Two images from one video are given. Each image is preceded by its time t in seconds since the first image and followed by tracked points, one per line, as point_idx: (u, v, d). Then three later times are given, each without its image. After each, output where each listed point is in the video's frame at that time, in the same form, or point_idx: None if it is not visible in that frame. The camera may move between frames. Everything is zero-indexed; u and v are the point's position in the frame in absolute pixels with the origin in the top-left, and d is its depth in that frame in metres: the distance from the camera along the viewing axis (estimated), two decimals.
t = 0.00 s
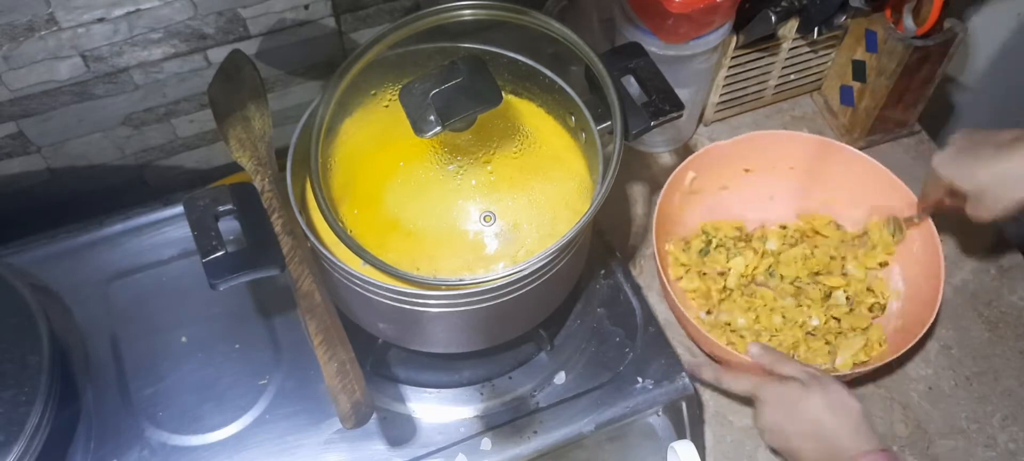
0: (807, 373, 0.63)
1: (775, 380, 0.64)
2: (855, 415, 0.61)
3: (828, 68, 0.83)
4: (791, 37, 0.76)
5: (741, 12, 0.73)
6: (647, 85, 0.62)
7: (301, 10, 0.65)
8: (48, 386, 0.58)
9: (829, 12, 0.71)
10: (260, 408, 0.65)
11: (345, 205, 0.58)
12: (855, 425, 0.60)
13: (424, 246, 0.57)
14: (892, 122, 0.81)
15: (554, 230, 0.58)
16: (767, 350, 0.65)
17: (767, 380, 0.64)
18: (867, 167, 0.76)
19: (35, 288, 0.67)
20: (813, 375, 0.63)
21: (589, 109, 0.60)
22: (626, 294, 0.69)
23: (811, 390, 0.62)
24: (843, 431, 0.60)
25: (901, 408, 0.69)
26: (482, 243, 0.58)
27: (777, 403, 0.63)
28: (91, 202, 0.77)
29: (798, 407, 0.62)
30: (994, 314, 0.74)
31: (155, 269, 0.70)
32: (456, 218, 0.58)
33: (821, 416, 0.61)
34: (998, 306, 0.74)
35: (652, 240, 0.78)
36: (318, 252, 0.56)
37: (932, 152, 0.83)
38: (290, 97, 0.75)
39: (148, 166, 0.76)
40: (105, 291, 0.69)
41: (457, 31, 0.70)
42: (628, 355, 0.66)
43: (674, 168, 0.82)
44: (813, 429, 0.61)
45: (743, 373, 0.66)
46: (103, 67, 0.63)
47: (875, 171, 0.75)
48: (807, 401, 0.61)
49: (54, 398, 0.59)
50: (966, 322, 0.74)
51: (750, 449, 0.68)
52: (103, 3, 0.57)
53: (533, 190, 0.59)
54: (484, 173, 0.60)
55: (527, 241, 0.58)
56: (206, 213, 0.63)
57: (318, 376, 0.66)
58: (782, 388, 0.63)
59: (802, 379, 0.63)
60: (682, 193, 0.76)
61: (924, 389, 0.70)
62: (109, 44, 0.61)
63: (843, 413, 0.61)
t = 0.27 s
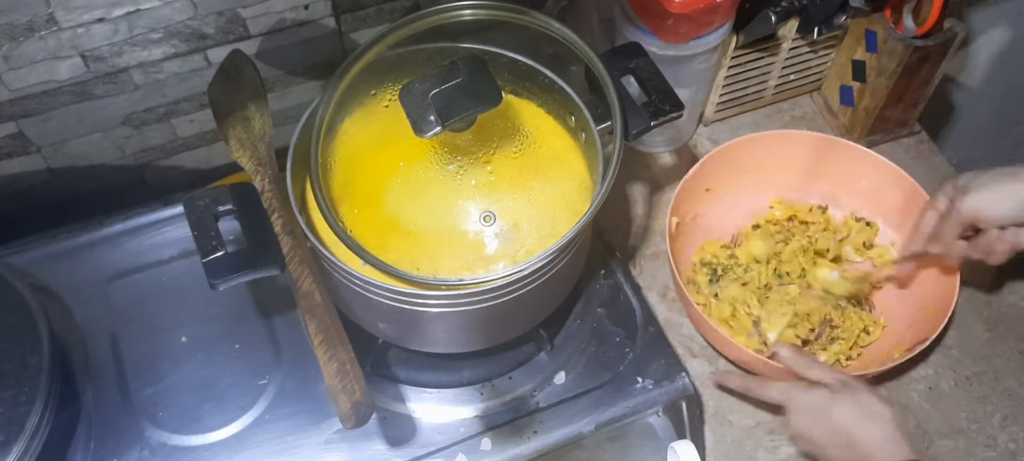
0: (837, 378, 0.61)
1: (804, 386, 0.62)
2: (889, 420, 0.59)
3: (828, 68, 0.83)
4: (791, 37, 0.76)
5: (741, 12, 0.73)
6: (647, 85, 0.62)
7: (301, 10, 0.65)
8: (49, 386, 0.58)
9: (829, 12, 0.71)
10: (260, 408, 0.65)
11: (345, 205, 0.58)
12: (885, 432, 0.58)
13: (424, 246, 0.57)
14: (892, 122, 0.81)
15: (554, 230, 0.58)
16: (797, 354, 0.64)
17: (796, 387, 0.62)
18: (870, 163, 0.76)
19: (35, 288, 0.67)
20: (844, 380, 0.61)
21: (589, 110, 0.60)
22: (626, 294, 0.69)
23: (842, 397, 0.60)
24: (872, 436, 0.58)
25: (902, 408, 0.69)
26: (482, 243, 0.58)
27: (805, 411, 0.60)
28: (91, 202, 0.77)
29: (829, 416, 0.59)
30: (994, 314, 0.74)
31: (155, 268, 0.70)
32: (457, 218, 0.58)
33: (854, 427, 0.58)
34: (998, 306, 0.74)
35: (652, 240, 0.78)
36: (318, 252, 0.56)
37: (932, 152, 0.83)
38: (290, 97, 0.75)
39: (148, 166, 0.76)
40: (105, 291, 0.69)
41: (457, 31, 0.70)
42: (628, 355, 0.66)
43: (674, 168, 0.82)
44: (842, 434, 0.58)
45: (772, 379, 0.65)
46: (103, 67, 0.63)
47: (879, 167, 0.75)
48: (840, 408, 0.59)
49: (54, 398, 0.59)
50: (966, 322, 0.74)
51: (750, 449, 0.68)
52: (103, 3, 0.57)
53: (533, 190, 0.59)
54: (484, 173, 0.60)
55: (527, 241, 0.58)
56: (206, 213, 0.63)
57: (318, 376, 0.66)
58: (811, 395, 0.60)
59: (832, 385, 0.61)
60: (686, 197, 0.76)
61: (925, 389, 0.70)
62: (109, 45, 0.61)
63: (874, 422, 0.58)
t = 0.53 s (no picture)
0: (857, 380, 0.63)
1: (821, 385, 0.63)
2: (901, 422, 0.60)
3: (828, 68, 0.83)
4: (791, 37, 0.76)
5: (741, 11, 0.73)
6: (647, 85, 0.62)
7: (301, 10, 0.65)
8: (48, 386, 0.58)
9: (829, 12, 0.71)
10: (260, 408, 0.65)
11: (345, 205, 0.58)
12: (899, 434, 0.60)
13: (424, 246, 0.57)
14: (892, 122, 0.81)
15: (554, 230, 0.58)
16: (816, 353, 0.65)
17: (815, 384, 0.63)
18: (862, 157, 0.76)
19: (35, 288, 0.67)
20: (861, 381, 0.63)
21: (589, 110, 0.60)
22: (626, 294, 0.69)
23: (861, 398, 0.61)
24: (887, 439, 0.60)
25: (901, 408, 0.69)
26: (482, 242, 0.58)
27: (821, 410, 0.62)
28: (91, 202, 0.77)
29: (842, 415, 0.61)
30: (994, 314, 0.74)
31: (155, 268, 0.70)
32: (457, 217, 0.58)
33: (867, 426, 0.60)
34: (998, 306, 0.74)
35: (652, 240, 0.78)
36: (318, 252, 0.56)
37: (932, 152, 0.83)
38: (290, 97, 0.75)
39: (148, 166, 0.76)
40: (105, 291, 0.69)
41: (457, 31, 0.70)
42: (628, 355, 0.66)
43: (674, 168, 0.82)
44: (854, 431, 0.61)
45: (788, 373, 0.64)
46: (103, 67, 0.63)
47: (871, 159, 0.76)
48: (857, 408, 0.61)
49: (54, 398, 0.59)
50: (966, 322, 0.74)
51: (750, 449, 0.68)
52: (103, 3, 0.58)
53: (533, 190, 0.59)
54: (484, 173, 0.60)
55: (527, 241, 0.58)
56: (206, 213, 0.63)
57: (318, 376, 0.66)
58: (830, 395, 0.62)
59: (850, 385, 0.62)
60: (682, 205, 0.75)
61: (925, 389, 0.70)
62: (109, 45, 0.61)
63: (887, 424, 0.60)
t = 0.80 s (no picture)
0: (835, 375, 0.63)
1: (800, 379, 0.63)
2: (876, 419, 0.61)
3: (828, 68, 0.83)
4: (791, 37, 0.76)
5: (741, 11, 0.73)
6: (647, 85, 0.62)
7: (301, 10, 0.65)
8: (49, 386, 0.58)
9: (829, 12, 0.71)
10: (260, 408, 0.65)
11: (345, 205, 0.58)
12: (874, 431, 0.60)
13: (424, 246, 0.57)
14: (892, 122, 0.81)
15: (554, 230, 0.58)
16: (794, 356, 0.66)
17: (794, 379, 0.63)
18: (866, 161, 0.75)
19: (35, 288, 0.67)
20: (840, 376, 0.63)
21: (589, 110, 0.60)
22: (626, 294, 0.69)
23: (838, 393, 0.62)
24: (862, 436, 0.60)
25: (901, 408, 0.69)
26: (482, 243, 0.58)
27: (800, 406, 0.62)
28: (91, 202, 0.77)
29: (819, 411, 0.61)
30: (994, 314, 0.74)
31: (155, 268, 0.70)
32: (457, 218, 0.58)
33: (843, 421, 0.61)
34: (998, 306, 0.74)
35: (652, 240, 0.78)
36: (318, 252, 0.56)
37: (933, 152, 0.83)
38: (290, 98, 0.75)
39: (148, 166, 0.76)
40: (105, 291, 0.69)
41: (457, 31, 0.70)
42: (628, 355, 0.66)
43: (674, 168, 0.82)
44: (831, 427, 0.61)
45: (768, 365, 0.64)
46: (102, 67, 0.63)
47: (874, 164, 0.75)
48: (834, 403, 0.61)
49: (54, 398, 0.59)
50: (966, 322, 0.74)
51: (750, 449, 0.68)
52: (104, 3, 0.57)
53: (533, 191, 0.59)
54: (484, 174, 0.60)
55: (527, 241, 0.58)
56: (206, 213, 0.63)
57: (318, 376, 0.66)
58: (808, 389, 0.62)
59: (828, 379, 0.63)
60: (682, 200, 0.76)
61: (925, 389, 0.70)
62: (109, 45, 0.61)
63: (864, 420, 0.61)
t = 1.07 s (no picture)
0: (821, 369, 0.63)
1: (785, 375, 0.63)
2: (864, 409, 0.60)
3: (828, 68, 0.83)
4: (791, 37, 0.76)
5: (741, 11, 0.73)
6: (647, 85, 0.62)
7: (301, 10, 0.65)
8: (49, 386, 0.58)
9: (829, 12, 0.71)
10: (260, 408, 0.65)
11: (345, 205, 0.58)
12: (863, 420, 0.59)
13: (424, 246, 0.57)
14: (892, 122, 0.81)
15: (554, 230, 0.58)
16: (780, 351, 0.66)
17: (780, 375, 0.63)
18: (872, 163, 0.75)
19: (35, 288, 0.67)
20: (826, 370, 0.63)
21: (589, 110, 0.60)
22: (626, 294, 0.69)
23: (824, 387, 0.61)
24: (853, 426, 0.59)
25: (901, 408, 0.69)
26: (482, 243, 0.58)
27: (787, 400, 0.62)
28: (91, 201, 0.77)
29: (807, 404, 0.61)
30: (994, 314, 0.74)
31: (155, 268, 0.70)
32: (457, 218, 0.58)
33: (830, 413, 0.60)
34: (998, 306, 0.74)
35: (652, 240, 0.78)
36: (318, 252, 0.56)
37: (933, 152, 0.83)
38: (290, 98, 0.75)
39: (148, 166, 0.76)
40: (105, 291, 0.69)
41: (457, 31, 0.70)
42: (628, 355, 0.66)
43: (674, 168, 0.82)
44: (817, 420, 0.61)
45: (755, 360, 0.65)
46: (102, 67, 0.63)
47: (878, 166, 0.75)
48: (820, 397, 0.61)
49: (54, 397, 0.59)
50: (966, 322, 0.74)
51: (750, 449, 0.68)
52: (104, 3, 0.57)
53: (533, 191, 0.59)
54: (484, 173, 0.60)
55: (527, 241, 0.58)
56: (206, 213, 0.63)
57: (318, 376, 0.66)
58: (795, 385, 0.62)
59: (814, 374, 0.62)
60: (687, 192, 0.76)
61: (925, 389, 0.70)
62: (109, 44, 0.61)
63: (851, 411, 0.60)
